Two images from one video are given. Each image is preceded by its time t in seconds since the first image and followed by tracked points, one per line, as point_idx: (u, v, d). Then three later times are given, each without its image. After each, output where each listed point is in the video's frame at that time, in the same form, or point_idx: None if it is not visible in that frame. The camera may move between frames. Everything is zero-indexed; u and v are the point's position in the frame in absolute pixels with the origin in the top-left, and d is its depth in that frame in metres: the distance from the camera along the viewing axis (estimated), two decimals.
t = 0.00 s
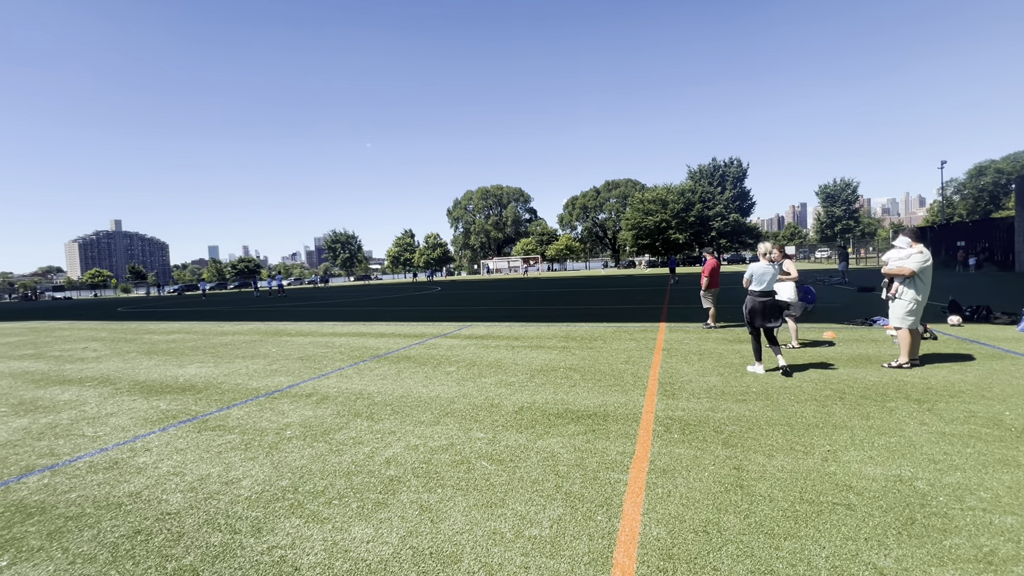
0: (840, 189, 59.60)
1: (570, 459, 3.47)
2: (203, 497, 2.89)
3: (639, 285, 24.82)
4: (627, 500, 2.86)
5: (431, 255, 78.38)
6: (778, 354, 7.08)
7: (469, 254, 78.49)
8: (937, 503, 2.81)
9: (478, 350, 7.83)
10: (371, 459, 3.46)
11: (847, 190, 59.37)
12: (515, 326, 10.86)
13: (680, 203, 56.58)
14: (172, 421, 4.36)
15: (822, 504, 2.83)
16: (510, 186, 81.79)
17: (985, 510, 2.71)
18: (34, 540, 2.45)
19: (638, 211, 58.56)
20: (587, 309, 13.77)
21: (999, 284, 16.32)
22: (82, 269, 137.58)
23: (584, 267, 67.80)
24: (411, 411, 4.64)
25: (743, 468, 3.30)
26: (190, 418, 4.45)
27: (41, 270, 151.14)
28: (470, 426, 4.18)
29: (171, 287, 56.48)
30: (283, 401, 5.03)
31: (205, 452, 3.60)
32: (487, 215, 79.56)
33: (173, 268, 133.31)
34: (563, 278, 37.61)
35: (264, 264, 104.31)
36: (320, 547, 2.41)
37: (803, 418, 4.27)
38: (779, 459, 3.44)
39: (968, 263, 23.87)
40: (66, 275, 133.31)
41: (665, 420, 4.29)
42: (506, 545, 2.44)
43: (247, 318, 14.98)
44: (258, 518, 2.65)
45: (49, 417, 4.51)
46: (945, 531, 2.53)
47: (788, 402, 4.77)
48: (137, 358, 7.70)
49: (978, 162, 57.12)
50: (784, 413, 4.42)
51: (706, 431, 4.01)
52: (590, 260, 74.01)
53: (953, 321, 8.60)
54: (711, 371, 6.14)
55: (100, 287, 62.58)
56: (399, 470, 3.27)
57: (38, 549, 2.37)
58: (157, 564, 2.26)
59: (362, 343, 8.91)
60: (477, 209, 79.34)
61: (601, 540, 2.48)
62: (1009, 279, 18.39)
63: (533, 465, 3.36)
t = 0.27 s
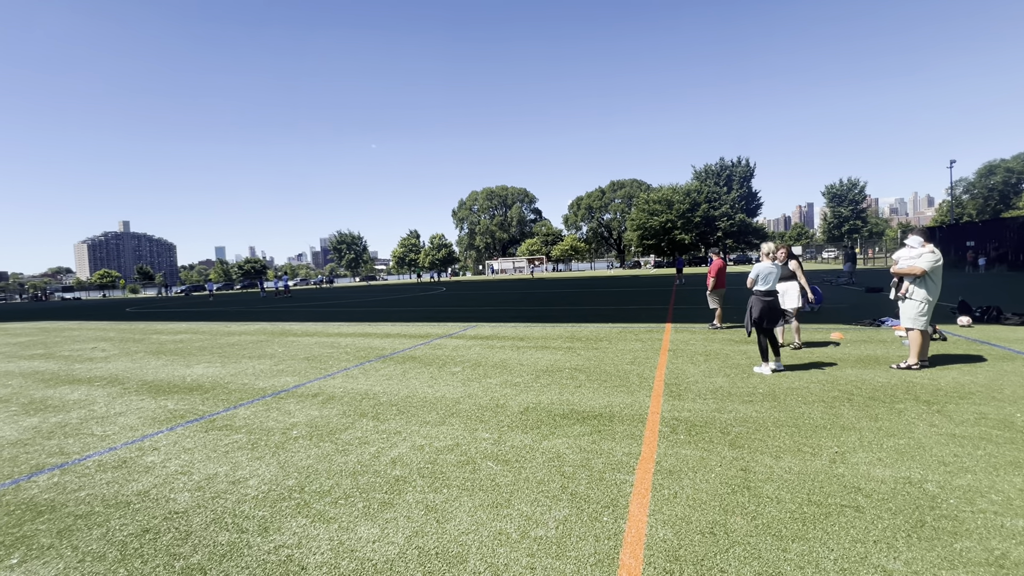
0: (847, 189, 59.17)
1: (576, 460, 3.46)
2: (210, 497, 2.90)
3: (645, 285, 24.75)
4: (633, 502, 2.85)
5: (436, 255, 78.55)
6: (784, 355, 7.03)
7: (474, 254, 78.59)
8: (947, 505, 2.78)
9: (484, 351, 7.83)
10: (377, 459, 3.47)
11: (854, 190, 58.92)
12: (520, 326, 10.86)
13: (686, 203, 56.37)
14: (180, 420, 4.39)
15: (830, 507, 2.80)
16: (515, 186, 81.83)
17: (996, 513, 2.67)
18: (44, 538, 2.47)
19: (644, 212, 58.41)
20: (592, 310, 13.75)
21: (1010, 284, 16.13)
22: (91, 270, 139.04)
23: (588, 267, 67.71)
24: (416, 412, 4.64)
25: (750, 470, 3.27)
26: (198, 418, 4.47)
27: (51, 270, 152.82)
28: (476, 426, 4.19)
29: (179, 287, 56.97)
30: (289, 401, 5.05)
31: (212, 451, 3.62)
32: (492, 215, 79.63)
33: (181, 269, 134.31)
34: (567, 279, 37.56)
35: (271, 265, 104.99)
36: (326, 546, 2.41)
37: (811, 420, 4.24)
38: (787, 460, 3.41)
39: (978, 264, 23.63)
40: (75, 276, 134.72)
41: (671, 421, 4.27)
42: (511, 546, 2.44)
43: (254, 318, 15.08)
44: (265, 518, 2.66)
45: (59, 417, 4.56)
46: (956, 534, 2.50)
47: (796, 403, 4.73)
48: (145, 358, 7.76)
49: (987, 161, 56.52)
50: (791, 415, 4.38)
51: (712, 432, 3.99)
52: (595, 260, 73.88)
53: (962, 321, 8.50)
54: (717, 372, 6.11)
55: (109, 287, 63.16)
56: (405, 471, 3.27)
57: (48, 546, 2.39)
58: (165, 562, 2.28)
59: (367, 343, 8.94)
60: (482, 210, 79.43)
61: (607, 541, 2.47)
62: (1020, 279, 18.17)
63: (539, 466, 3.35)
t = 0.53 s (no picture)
0: (856, 189, 58.64)
1: (583, 461, 3.44)
2: (219, 496, 2.93)
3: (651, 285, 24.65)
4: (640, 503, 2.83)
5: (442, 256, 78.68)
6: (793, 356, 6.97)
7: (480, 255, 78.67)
8: (960, 508, 2.74)
9: (490, 351, 7.84)
10: (383, 459, 3.48)
11: (863, 190, 58.36)
12: (526, 327, 10.85)
13: (693, 203, 56.10)
14: (189, 420, 4.43)
15: (839, 509, 2.77)
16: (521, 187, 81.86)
17: (1010, 517, 2.63)
18: (56, 536, 2.50)
19: (650, 212, 58.20)
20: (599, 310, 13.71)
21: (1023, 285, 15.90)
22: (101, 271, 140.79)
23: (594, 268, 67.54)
24: (423, 412, 4.65)
25: (759, 472, 3.24)
26: (206, 417, 4.51)
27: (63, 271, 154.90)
28: (482, 427, 4.19)
29: (188, 288, 57.50)
30: (297, 401, 5.08)
31: (221, 451, 3.65)
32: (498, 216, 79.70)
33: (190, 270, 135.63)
34: (574, 279, 37.52)
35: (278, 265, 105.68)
36: (333, 546, 2.42)
37: (820, 421, 4.20)
38: (795, 462, 3.38)
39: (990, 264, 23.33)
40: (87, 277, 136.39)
41: (679, 422, 4.25)
42: (518, 546, 2.43)
43: (262, 318, 15.19)
44: (272, 517, 2.68)
45: (70, 416, 4.61)
46: (968, 538, 2.46)
47: (804, 404, 4.69)
48: (155, 357, 7.84)
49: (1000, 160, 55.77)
50: (800, 416, 4.35)
51: (720, 433, 3.96)
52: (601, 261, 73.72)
53: (974, 322, 8.38)
54: (725, 372, 6.07)
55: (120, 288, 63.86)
56: (411, 471, 3.28)
57: (60, 544, 2.42)
58: (175, 560, 2.29)
59: (374, 344, 8.97)
60: (488, 210, 79.52)
61: (614, 543, 2.46)
62: None
63: (545, 467, 3.34)
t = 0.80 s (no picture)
0: (866, 187, 58.02)
1: (590, 461, 3.43)
2: (228, 494, 2.95)
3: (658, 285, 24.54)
4: (648, 503, 2.82)
5: (448, 256, 78.83)
6: (802, 356, 6.90)
7: (486, 255, 78.80)
8: (972, 511, 2.70)
9: (497, 351, 7.84)
10: (391, 458, 3.49)
11: (873, 188, 57.73)
12: (533, 327, 10.84)
13: (700, 203, 55.77)
14: (199, 419, 4.47)
15: (849, 511, 2.74)
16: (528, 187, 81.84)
17: None
18: (70, 532, 2.53)
19: (657, 211, 57.94)
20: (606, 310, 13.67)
21: None
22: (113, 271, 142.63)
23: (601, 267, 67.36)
24: (430, 412, 4.66)
25: (767, 473, 3.22)
26: (216, 416, 4.55)
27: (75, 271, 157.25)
28: (489, 426, 4.19)
29: (197, 288, 58.06)
30: (305, 400, 5.11)
31: (230, 449, 3.68)
32: (504, 216, 79.75)
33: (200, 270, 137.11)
34: (580, 279, 37.46)
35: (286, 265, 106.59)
36: (341, 544, 2.43)
37: (829, 422, 4.15)
38: (805, 463, 3.35)
39: (1003, 263, 22.98)
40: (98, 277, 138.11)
41: (686, 423, 4.22)
42: (525, 546, 2.43)
43: (270, 318, 15.30)
44: (281, 515, 2.70)
45: (83, 414, 4.67)
46: (981, 541, 2.42)
47: (814, 405, 4.65)
48: (165, 357, 7.93)
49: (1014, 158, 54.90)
50: (809, 417, 4.30)
51: (728, 434, 3.94)
52: (608, 260, 73.59)
53: (988, 322, 8.26)
54: (733, 373, 6.03)
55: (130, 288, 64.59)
56: (419, 470, 3.28)
57: (73, 540, 2.45)
58: (186, 558, 2.32)
59: (381, 343, 9.01)
60: (494, 210, 79.57)
61: (621, 543, 2.45)
62: None
63: (552, 467, 3.33)
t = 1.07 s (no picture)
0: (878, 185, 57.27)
1: (598, 461, 3.42)
2: (239, 490, 2.99)
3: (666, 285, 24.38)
4: (657, 503, 2.81)
5: (456, 255, 78.97)
6: (812, 356, 6.83)
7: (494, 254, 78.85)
8: (987, 513, 2.65)
9: (504, 350, 7.84)
10: (399, 456, 3.51)
11: (885, 186, 56.96)
12: (540, 326, 10.83)
13: (709, 201, 55.37)
14: (210, 416, 4.52)
15: (861, 512, 2.71)
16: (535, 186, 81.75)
17: None
18: (85, 528, 2.57)
19: (665, 210, 57.61)
20: (613, 309, 13.63)
21: None
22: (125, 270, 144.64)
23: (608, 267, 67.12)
24: (438, 410, 4.67)
25: (777, 473, 3.19)
26: (226, 414, 4.60)
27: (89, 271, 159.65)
28: (497, 425, 4.19)
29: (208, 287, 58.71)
30: (314, 398, 5.15)
31: (241, 447, 3.72)
32: (511, 215, 79.73)
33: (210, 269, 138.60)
34: (587, 278, 37.35)
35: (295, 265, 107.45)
36: (351, 541, 2.45)
37: (840, 423, 4.11)
38: (815, 464, 3.31)
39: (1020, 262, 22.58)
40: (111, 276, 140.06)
41: (695, 423, 4.20)
42: (533, 545, 2.43)
43: (280, 317, 15.43)
44: (291, 512, 2.72)
45: (96, 412, 4.74)
46: (996, 544, 2.38)
47: (824, 405, 4.60)
48: (177, 355, 8.02)
49: None
50: (820, 417, 4.26)
51: (737, 434, 3.91)
52: (615, 259, 73.30)
53: (1003, 322, 8.11)
54: (742, 372, 5.98)
55: (142, 287, 65.41)
56: (427, 469, 3.30)
57: (88, 536, 2.49)
58: (198, 554, 2.34)
59: (389, 342, 9.05)
60: (501, 209, 79.60)
61: (629, 543, 2.44)
62: None
63: (560, 466, 3.33)
